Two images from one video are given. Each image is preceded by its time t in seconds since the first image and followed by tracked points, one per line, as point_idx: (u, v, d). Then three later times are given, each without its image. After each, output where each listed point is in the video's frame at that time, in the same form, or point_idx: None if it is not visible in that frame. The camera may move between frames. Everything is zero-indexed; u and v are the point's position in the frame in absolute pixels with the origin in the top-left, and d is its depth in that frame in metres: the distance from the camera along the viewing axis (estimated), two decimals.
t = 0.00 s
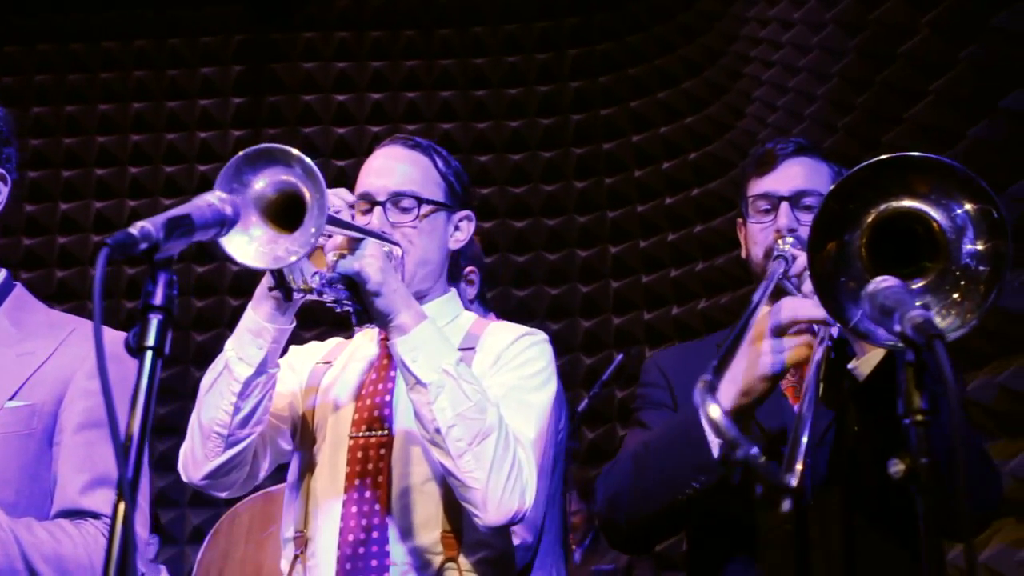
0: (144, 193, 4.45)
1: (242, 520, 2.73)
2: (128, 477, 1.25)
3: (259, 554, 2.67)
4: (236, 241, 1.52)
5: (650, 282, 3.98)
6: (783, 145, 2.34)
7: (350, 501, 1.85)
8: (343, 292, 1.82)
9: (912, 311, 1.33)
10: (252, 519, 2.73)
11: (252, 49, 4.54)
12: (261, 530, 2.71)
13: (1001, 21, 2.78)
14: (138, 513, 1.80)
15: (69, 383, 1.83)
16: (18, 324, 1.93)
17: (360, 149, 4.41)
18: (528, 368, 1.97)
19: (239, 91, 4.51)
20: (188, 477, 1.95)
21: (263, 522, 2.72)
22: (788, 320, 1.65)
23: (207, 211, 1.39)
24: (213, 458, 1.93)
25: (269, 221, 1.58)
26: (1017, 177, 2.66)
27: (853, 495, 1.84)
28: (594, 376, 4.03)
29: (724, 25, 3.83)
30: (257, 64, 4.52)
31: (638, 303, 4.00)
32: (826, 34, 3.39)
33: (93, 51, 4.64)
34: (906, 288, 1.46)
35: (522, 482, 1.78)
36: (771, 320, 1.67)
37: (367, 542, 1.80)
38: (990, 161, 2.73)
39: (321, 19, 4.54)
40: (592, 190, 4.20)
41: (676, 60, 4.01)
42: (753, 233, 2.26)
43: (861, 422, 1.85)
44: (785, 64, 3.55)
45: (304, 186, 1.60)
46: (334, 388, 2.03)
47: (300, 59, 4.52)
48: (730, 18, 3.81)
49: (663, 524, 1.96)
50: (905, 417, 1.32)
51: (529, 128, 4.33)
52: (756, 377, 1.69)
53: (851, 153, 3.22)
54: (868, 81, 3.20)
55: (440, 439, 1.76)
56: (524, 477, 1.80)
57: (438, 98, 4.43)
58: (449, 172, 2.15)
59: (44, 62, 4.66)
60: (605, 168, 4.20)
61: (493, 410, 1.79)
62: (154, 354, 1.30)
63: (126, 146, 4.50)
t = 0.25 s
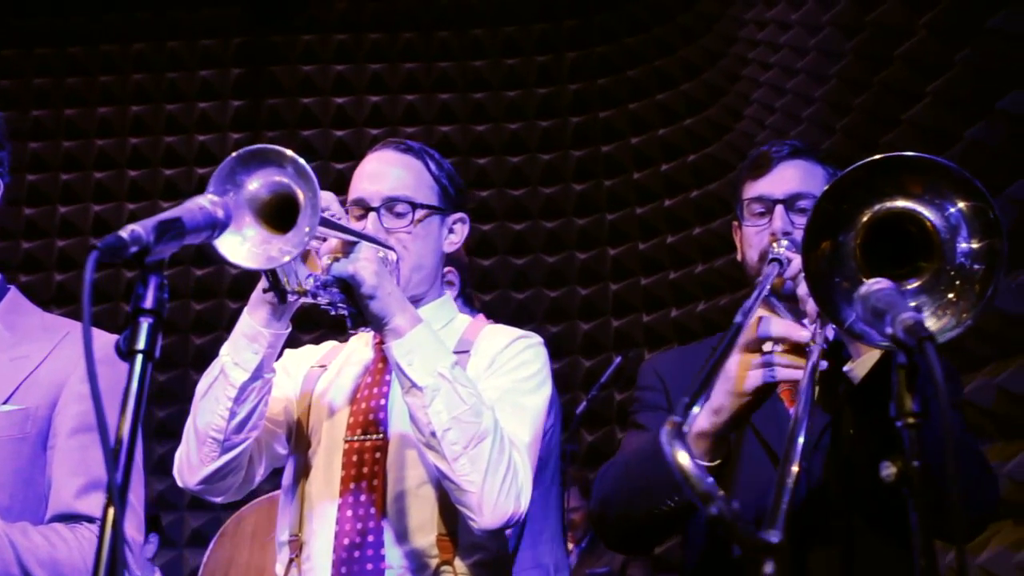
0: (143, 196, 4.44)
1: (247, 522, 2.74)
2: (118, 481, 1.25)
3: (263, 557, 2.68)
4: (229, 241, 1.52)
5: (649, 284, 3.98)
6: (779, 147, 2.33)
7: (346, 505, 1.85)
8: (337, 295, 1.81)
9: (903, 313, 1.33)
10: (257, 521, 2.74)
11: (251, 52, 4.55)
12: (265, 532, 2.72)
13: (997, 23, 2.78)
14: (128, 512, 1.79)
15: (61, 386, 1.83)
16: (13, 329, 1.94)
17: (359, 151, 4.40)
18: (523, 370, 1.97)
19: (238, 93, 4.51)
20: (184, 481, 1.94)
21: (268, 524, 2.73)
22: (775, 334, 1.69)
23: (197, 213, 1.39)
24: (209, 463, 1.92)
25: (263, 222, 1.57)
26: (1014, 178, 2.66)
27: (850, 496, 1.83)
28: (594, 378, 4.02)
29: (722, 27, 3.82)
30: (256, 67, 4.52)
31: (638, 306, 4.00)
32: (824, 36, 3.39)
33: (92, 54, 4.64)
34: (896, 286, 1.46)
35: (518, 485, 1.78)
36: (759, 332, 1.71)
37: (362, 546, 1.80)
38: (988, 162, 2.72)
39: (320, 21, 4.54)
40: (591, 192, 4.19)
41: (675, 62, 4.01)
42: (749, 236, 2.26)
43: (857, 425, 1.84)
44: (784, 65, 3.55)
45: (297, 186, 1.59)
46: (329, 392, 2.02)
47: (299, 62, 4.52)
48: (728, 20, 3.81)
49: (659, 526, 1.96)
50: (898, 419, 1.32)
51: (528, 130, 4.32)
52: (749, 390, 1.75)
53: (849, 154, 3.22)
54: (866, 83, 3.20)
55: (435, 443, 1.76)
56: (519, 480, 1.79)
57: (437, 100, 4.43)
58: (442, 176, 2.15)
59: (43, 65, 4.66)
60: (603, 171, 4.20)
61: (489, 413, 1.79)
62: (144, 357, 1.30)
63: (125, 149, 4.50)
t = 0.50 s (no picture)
0: (142, 194, 4.44)
1: (254, 522, 2.74)
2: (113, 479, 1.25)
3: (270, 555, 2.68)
4: (224, 245, 1.53)
5: (648, 282, 3.98)
6: (775, 145, 2.33)
7: (342, 504, 1.85)
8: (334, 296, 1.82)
9: (900, 310, 1.32)
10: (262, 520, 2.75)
11: (250, 50, 4.54)
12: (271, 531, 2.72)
13: (994, 21, 2.78)
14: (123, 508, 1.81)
15: (58, 384, 1.84)
16: (8, 326, 1.94)
17: (357, 149, 4.40)
18: (520, 369, 1.97)
19: (236, 92, 4.51)
20: (181, 480, 1.94)
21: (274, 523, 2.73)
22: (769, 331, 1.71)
23: (191, 211, 1.39)
24: (205, 461, 1.92)
25: (259, 225, 1.58)
26: (1013, 176, 2.66)
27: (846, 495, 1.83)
28: (593, 376, 4.02)
29: (721, 25, 3.82)
30: (254, 65, 4.52)
31: (637, 304, 4.00)
32: (823, 34, 3.39)
33: (91, 53, 4.64)
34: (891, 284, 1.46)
35: (514, 485, 1.78)
36: (751, 330, 1.73)
37: (358, 544, 1.80)
38: (987, 160, 2.72)
39: (319, 20, 4.54)
40: (589, 190, 4.19)
41: (674, 60, 4.01)
42: (745, 235, 2.27)
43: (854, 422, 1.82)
44: (783, 63, 3.55)
45: (292, 189, 1.59)
46: (326, 391, 2.02)
47: (298, 60, 4.52)
48: (726, 19, 3.81)
49: (656, 522, 1.96)
50: (893, 417, 1.32)
51: (527, 128, 4.32)
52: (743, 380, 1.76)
53: (848, 152, 3.22)
54: (864, 81, 3.20)
55: (432, 444, 1.76)
56: (516, 481, 1.79)
57: (435, 99, 4.43)
58: (441, 175, 2.15)
59: (42, 63, 4.66)
60: (603, 169, 4.20)
61: (485, 414, 1.78)
62: (139, 356, 1.30)
63: (124, 148, 4.50)
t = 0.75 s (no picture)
0: (141, 193, 4.43)
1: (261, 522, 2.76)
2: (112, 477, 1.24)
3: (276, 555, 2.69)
4: (227, 245, 1.54)
5: (647, 281, 3.97)
6: (775, 143, 2.33)
7: (341, 503, 1.84)
8: (336, 298, 1.82)
9: (900, 309, 1.32)
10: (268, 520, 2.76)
11: (249, 49, 4.54)
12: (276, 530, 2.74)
13: (992, 20, 2.78)
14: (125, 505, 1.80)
15: (57, 383, 1.83)
16: (6, 326, 1.94)
17: (356, 148, 4.40)
18: (520, 372, 1.96)
19: (235, 90, 4.50)
20: (181, 478, 1.94)
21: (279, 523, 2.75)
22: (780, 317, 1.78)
23: (190, 209, 1.38)
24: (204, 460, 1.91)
25: (263, 225, 1.59)
26: (1012, 175, 2.66)
27: (845, 496, 1.82)
28: (592, 375, 4.02)
29: (720, 24, 3.82)
30: (253, 63, 4.52)
31: (636, 303, 4.00)
32: (822, 32, 3.38)
33: (89, 51, 4.63)
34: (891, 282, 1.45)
35: (511, 490, 1.77)
36: (761, 318, 1.80)
37: (356, 544, 1.79)
38: (986, 159, 2.72)
39: (318, 18, 4.53)
40: (588, 189, 4.19)
41: (673, 59, 4.01)
42: (745, 233, 2.25)
43: (855, 422, 1.82)
44: (782, 62, 3.55)
45: (295, 190, 1.58)
46: (326, 391, 2.02)
47: (297, 59, 4.51)
48: (725, 17, 3.80)
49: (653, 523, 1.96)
50: (894, 416, 1.32)
51: (526, 127, 4.32)
52: (748, 367, 1.81)
53: (847, 150, 3.22)
54: (864, 79, 3.20)
55: (429, 449, 1.75)
56: (513, 486, 1.78)
57: (434, 97, 4.43)
58: (440, 175, 2.14)
59: (40, 62, 4.65)
60: (602, 167, 4.19)
61: (484, 419, 1.78)
62: (138, 354, 1.29)
63: (123, 146, 4.49)
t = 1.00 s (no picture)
0: (147, 190, 4.43)
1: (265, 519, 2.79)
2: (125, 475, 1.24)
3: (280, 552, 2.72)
4: (237, 247, 1.54)
5: (653, 279, 3.97)
6: (785, 141, 2.32)
7: (350, 501, 1.84)
8: (343, 297, 1.80)
9: (913, 307, 1.31)
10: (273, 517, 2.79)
11: (254, 47, 4.53)
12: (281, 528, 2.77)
13: (1001, 18, 2.77)
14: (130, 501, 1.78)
15: (63, 380, 1.83)
16: (13, 323, 1.94)
17: (361, 146, 4.40)
18: (530, 371, 1.96)
19: (240, 88, 4.50)
20: (190, 475, 1.94)
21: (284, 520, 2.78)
22: (789, 312, 1.75)
23: (200, 206, 1.38)
24: (214, 457, 1.92)
25: (273, 226, 1.58)
26: (1019, 174, 2.65)
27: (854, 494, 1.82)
28: (597, 373, 4.01)
29: (725, 22, 3.81)
30: (258, 61, 4.51)
31: (641, 300, 3.99)
32: (828, 30, 3.37)
33: (94, 49, 4.63)
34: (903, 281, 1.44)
35: (521, 490, 1.77)
36: (773, 311, 1.78)
37: (365, 541, 1.79)
38: (992, 158, 2.71)
39: (323, 16, 4.53)
40: (593, 187, 4.19)
41: (678, 57, 4.00)
42: (755, 232, 2.24)
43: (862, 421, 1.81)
44: (787, 60, 3.54)
45: (306, 191, 1.58)
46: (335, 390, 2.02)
47: (302, 56, 4.51)
48: (731, 15, 3.79)
49: (662, 520, 1.95)
50: (907, 413, 1.31)
51: (531, 125, 4.31)
52: (760, 358, 1.80)
53: (854, 149, 3.21)
54: (870, 77, 3.19)
55: (440, 449, 1.75)
56: (523, 485, 1.78)
57: (439, 95, 4.42)
58: (449, 174, 2.14)
59: (45, 59, 4.65)
60: (607, 166, 4.19)
61: (494, 419, 1.77)
62: (149, 351, 1.29)
63: (128, 144, 4.49)
